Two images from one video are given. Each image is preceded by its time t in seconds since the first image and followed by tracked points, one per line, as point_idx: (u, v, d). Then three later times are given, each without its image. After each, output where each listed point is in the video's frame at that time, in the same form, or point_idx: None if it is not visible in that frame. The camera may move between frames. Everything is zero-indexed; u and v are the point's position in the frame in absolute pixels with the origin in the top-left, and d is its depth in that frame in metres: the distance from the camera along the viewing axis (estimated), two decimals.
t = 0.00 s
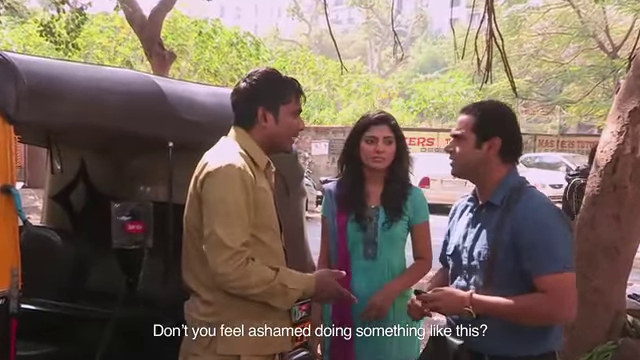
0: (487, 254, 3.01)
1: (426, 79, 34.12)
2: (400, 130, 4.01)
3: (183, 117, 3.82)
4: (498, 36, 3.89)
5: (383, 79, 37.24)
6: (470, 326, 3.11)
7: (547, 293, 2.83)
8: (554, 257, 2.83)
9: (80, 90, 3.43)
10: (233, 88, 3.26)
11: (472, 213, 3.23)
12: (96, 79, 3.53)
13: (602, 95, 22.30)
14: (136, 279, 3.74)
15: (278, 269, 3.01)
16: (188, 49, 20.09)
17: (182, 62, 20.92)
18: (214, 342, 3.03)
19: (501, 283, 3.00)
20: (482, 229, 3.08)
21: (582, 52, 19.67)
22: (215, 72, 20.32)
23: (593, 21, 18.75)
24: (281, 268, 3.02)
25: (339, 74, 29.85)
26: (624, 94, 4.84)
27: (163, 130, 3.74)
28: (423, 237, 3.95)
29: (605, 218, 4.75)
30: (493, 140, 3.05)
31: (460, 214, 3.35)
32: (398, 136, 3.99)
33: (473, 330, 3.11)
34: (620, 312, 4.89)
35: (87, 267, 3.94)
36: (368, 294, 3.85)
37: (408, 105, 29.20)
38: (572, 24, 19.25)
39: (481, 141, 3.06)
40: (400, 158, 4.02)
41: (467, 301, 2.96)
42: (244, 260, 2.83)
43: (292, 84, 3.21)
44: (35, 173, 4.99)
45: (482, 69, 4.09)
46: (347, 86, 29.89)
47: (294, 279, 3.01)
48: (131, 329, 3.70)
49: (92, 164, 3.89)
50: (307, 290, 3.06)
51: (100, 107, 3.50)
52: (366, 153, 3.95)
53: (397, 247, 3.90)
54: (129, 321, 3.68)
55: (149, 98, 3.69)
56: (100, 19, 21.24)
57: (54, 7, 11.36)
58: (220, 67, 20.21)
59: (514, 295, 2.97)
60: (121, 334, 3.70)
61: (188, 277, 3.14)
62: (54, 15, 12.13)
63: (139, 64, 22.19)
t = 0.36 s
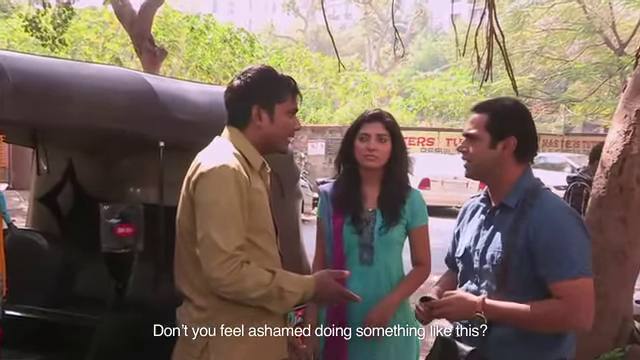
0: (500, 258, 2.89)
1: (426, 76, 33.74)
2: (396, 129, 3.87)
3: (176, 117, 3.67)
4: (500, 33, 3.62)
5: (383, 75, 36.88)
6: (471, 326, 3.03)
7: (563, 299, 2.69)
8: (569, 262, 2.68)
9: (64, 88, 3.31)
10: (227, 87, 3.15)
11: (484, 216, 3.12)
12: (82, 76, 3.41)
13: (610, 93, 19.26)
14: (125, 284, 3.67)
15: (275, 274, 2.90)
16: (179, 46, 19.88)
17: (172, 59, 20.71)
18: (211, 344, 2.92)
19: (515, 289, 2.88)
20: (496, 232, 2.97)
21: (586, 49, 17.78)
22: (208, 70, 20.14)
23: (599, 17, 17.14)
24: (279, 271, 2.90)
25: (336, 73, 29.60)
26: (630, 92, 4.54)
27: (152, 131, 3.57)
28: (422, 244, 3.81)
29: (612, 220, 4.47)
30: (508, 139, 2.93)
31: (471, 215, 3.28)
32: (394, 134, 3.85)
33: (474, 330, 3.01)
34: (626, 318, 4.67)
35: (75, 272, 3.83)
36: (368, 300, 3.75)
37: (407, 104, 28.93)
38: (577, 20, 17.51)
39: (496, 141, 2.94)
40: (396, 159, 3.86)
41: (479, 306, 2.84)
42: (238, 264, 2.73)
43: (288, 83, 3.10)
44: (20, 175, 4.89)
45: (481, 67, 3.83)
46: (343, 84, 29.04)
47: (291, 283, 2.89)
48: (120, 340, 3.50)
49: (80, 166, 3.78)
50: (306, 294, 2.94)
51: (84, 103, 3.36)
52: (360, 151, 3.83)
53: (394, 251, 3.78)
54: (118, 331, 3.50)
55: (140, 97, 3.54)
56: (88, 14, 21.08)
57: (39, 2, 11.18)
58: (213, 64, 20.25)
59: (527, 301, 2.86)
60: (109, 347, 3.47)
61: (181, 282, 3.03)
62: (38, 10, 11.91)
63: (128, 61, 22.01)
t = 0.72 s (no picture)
0: (489, 258, 2.88)
1: (427, 74, 33.61)
2: (396, 128, 3.75)
3: (167, 117, 3.52)
4: (501, 30, 3.44)
5: (382, 73, 36.80)
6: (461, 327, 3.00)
7: (552, 300, 2.75)
8: (559, 263, 2.74)
9: (47, 83, 3.28)
10: (222, 85, 3.03)
11: (472, 215, 3.08)
12: (67, 73, 3.34)
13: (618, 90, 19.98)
14: (115, 288, 3.47)
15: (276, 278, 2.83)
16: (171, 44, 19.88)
17: (165, 57, 20.56)
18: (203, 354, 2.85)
19: (502, 289, 2.88)
20: (486, 230, 2.94)
21: (594, 45, 18.04)
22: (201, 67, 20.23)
23: (606, 12, 17.30)
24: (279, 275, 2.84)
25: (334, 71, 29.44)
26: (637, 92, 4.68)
27: (144, 131, 3.46)
28: (426, 248, 3.68)
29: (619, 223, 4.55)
30: (501, 138, 2.92)
31: (459, 214, 3.22)
32: (394, 134, 3.73)
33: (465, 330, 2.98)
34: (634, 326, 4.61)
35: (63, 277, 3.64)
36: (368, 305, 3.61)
37: (407, 103, 28.89)
38: (584, 15, 17.57)
39: (489, 139, 2.93)
40: (398, 160, 3.72)
41: (468, 307, 2.81)
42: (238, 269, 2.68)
43: (287, 82, 3.00)
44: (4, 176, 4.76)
45: (483, 66, 3.61)
46: (342, 81, 28.91)
47: (292, 288, 2.83)
48: (110, 348, 3.41)
49: (68, 166, 3.63)
50: (307, 299, 2.89)
51: (67, 99, 3.29)
52: (358, 152, 3.72)
53: (395, 256, 3.64)
54: (109, 339, 3.40)
55: (129, 95, 3.43)
56: (76, 9, 20.96)
57: None
58: (206, 62, 20.46)
59: (515, 302, 2.87)
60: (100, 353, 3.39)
61: (174, 289, 2.95)
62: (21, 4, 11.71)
63: (118, 59, 21.86)
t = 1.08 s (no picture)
0: (483, 258, 2.86)
1: (426, 70, 33.53)
2: (398, 126, 3.62)
3: (162, 115, 3.50)
4: (503, 24, 3.26)
5: (380, 71, 36.59)
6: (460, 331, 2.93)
7: (549, 301, 2.72)
8: (554, 262, 2.72)
9: (33, 78, 3.19)
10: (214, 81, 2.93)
11: (467, 214, 3.06)
12: (52, 69, 3.26)
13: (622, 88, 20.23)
14: (102, 293, 3.35)
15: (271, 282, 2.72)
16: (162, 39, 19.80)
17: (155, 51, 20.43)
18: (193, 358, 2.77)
19: (499, 290, 2.86)
20: (480, 230, 2.93)
21: (599, 40, 18.88)
22: (192, 62, 20.22)
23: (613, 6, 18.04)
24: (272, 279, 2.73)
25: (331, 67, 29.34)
26: None
27: (137, 129, 3.42)
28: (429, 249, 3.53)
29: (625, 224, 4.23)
30: (498, 135, 2.91)
31: (454, 213, 3.20)
32: (396, 132, 3.60)
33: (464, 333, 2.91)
34: None
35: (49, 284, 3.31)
36: (366, 310, 3.49)
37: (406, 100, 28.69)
38: (588, 9, 18.65)
39: (486, 136, 2.91)
40: (398, 160, 3.59)
41: (462, 310, 2.80)
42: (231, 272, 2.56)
43: (281, 78, 2.88)
44: None
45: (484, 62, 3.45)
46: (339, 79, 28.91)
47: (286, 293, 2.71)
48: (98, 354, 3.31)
49: (54, 164, 3.29)
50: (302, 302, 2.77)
51: (55, 95, 3.23)
52: (359, 151, 3.60)
53: (397, 260, 3.51)
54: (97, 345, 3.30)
55: (127, 93, 3.40)
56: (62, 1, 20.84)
57: None
58: (198, 57, 20.34)
59: (511, 303, 2.85)
60: None
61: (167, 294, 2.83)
62: None
63: (107, 53, 21.70)
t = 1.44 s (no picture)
0: (484, 260, 2.74)
1: (424, 66, 33.16)
2: (399, 124, 3.49)
3: (152, 113, 3.46)
4: (505, 18, 3.13)
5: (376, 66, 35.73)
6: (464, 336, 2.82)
7: (553, 304, 2.58)
8: (558, 261, 2.57)
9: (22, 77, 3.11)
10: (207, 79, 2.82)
11: (468, 213, 2.96)
12: (39, 67, 3.18)
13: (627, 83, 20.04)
14: (89, 297, 3.22)
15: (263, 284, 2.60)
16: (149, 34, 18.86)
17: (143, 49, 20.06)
18: None
19: (500, 292, 2.74)
20: (480, 232, 2.82)
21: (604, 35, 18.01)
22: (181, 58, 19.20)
23: None
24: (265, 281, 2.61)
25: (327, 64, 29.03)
26: None
27: (124, 127, 3.35)
28: (432, 251, 3.41)
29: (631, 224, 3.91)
30: (497, 133, 2.79)
31: (456, 214, 3.09)
32: (396, 130, 3.48)
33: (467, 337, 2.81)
34: None
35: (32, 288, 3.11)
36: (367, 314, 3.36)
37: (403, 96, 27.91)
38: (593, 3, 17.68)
39: (485, 135, 2.79)
40: (399, 159, 3.48)
41: (462, 315, 2.69)
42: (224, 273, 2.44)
43: (276, 77, 2.80)
44: None
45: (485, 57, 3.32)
46: (334, 74, 28.58)
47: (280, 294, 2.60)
48: None
49: (39, 164, 3.10)
50: (296, 306, 2.64)
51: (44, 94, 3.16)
52: (359, 150, 3.49)
53: (397, 262, 3.38)
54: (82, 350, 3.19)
55: (116, 91, 3.36)
56: None
57: None
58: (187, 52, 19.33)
59: (513, 306, 2.71)
60: None
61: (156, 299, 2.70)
62: None
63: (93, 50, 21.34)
